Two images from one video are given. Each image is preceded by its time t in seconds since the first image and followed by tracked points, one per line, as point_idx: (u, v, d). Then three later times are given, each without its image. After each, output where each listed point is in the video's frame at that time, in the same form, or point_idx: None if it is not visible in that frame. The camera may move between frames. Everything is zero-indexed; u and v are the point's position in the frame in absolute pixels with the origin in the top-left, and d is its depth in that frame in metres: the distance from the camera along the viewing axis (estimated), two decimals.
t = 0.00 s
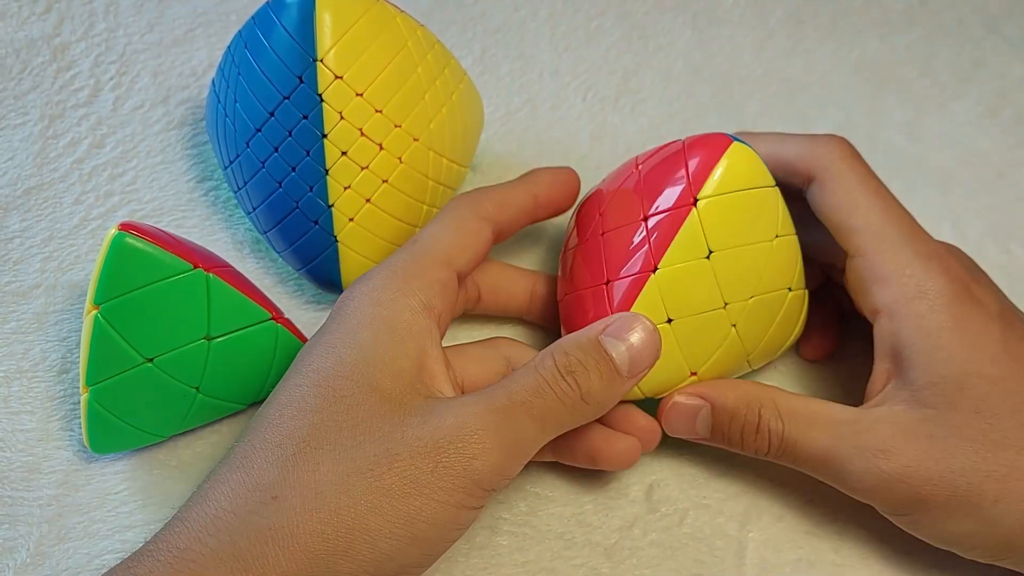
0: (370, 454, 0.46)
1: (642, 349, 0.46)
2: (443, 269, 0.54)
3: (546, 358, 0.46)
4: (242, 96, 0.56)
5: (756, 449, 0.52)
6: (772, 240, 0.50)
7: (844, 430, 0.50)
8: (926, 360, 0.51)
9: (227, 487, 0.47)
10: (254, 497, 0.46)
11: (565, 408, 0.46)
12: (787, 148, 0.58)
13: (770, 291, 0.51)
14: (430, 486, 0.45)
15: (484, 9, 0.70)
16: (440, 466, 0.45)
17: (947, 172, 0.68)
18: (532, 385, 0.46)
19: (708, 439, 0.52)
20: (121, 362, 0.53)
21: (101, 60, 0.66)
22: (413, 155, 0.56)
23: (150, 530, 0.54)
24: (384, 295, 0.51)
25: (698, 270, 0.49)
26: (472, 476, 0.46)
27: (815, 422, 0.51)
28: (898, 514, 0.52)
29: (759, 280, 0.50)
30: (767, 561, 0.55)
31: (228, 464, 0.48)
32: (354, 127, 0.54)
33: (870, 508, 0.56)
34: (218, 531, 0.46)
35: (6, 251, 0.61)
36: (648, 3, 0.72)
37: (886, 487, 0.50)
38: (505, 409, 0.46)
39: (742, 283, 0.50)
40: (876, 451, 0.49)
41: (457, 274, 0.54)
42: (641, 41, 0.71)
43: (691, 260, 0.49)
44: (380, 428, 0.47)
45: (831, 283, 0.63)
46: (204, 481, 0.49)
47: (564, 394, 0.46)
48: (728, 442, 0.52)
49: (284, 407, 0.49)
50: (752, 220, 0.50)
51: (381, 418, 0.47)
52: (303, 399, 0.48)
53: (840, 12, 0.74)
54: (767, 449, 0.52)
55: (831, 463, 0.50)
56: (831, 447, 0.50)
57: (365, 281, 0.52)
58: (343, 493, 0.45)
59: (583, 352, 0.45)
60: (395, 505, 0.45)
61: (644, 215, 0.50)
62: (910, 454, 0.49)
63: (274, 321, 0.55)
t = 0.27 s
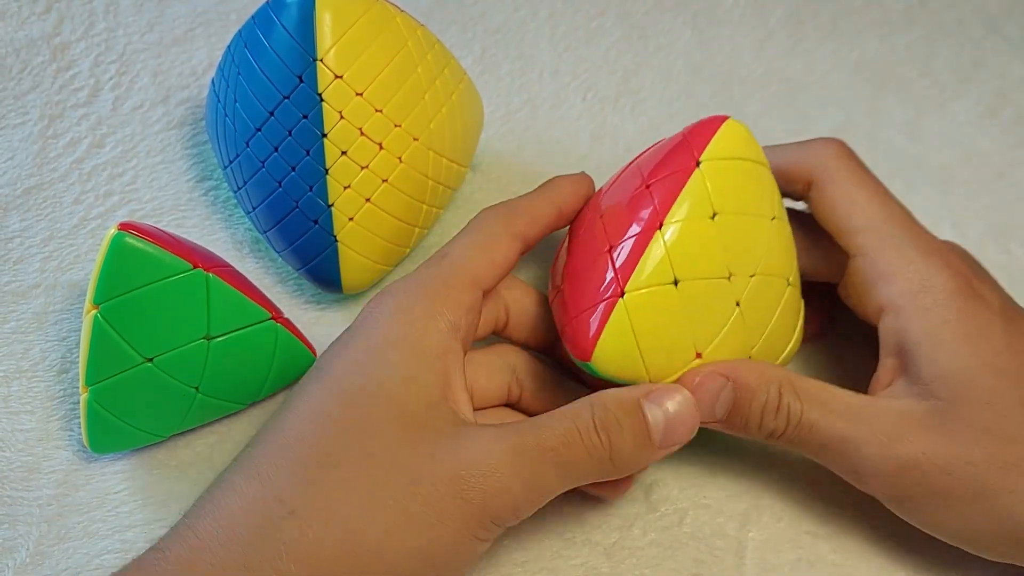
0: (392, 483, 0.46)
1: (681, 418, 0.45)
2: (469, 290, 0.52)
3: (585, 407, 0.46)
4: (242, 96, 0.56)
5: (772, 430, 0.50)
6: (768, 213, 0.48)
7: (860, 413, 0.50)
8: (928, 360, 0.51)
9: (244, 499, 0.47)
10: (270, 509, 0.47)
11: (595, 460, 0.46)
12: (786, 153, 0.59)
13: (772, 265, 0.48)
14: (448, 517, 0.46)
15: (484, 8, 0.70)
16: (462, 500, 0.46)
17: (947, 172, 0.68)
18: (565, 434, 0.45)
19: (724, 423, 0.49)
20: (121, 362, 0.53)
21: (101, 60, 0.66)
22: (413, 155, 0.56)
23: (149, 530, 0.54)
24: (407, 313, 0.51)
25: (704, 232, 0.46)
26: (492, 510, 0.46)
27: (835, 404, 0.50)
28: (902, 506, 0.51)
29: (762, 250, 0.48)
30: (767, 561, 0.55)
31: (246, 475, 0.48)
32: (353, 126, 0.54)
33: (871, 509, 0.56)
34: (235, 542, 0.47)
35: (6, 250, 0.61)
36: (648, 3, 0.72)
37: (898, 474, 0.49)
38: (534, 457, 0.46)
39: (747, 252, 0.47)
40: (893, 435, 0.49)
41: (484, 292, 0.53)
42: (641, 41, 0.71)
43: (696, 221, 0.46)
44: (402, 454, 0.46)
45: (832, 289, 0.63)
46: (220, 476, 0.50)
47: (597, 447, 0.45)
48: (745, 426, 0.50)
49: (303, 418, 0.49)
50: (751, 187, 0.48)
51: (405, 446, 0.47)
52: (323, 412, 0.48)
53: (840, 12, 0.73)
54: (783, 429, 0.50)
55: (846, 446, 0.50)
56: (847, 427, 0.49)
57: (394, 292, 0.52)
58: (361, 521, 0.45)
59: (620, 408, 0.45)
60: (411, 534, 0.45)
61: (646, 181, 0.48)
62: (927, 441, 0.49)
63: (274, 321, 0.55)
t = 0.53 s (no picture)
0: (430, 518, 0.45)
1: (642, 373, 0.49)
2: (486, 302, 0.50)
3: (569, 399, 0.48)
4: (241, 96, 0.56)
5: (806, 415, 0.51)
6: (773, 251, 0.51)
7: (902, 411, 0.50)
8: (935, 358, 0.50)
9: (276, 547, 0.45)
10: (312, 561, 0.45)
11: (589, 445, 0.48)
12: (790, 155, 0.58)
13: (760, 297, 0.51)
14: (490, 544, 0.46)
15: (484, 8, 0.70)
16: (498, 524, 0.46)
17: (946, 173, 0.68)
18: (565, 432, 0.47)
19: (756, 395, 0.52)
20: (121, 362, 0.53)
21: (100, 60, 0.66)
22: (413, 156, 0.56)
23: (149, 530, 0.54)
24: (418, 336, 0.48)
25: (702, 251, 0.49)
26: (526, 530, 0.47)
27: (876, 400, 0.50)
28: (965, 504, 0.51)
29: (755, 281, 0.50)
30: (767, 561, 0.55)
31: (274, 522, 0.46)
32: (353, 125, 0.54)
33: (870, 509, 0.56)
34: None
35: (5, 250, 0.61)
36: (648, 2, 0.72)
37: (942, 471, 0.50)
38: (548, 456, 0.47)
39: (739, 275, 0.50)
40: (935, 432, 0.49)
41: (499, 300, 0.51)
42: (641, 40, 0.71)
43: (701, 234, 0.49)
44: (438, 490, 0.46)
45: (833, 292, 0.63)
46: (240, 511, 0.49)
47: (591, 432, 0.48)
48: (778, 405, 0.52)
49: (329, 457, 0.47)
50: (768, 222, 0.50)
51: (440, 480, 0.46)
52: (345, 449, 0.47)
53: (840, 12, 0.73)
54: (816, 417, 0.51)
55: (890, 443, 0.50)
56: (890, 424, 0.49)
57: (403, 315, 0.49)
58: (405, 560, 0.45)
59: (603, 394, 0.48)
60: (459, 565, 0.45)
61: (668, 181, 0.51)
62: (966, 440, 0.49)
63: (274, 321, 0.55)
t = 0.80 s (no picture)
0: (446, 531, 0.45)
1: (618, 357, 0.50)
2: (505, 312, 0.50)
3: (552, 401, 0.49)
4: (242, 95, 0.56)
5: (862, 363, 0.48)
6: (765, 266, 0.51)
7: (967, 396, 0.46)
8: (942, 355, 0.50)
9: (296, 557, 0.44)
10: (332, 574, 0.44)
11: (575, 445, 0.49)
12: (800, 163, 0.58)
13: (746, 311, 0.51)
14: (498, 552, 0.47)
15: (485, 8, 0.70)
16: (506, 534, 0.47)
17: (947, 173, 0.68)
18: (555, 436, 0.48)
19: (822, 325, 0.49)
20: (121, 362, 0.53)
21: (100, 59, 0.66)
22: (413, 155, 0.56)
23: (149, 529, 0.54)
24: (439, 346, 0.48)
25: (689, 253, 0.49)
26: (531, 535, 0.48)
27: (941, 375, 0.46)
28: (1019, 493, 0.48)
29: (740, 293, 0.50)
30: (767, 560, 0.55)
31: (291, 531, 0.45)
32: (353, 125, 0.54)
33: (870, 509, 0.56)
34: None
35: (5, 249, 0.61)
36: (648, 2, 0.72)
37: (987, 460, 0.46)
38: (546, 464, 0.48)
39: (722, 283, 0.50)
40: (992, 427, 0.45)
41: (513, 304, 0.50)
42: (641, 40, 0.71)
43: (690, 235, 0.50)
44: (453, 505, 0.46)
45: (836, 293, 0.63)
46: (251, 512, 0.48)
47: (576, 432, 0.49)
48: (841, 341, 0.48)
49: (345, 466, 0.46)
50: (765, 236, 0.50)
51: (456, 492, 0.46)
52: (364, 460, 0.46)
53: (840, 12, 0.73)
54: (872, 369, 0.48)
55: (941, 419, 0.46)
56: (950, 402, 0.46)
57: (426, 325, 0.49)
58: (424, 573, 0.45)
59: (583, 392, 0.49)
60: None
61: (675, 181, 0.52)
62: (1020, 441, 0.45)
63: (274, 321, 0.55)
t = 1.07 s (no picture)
0: (454, 537, 0.46)
1: (622, 357, 0.50)
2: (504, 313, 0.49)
3: (552, 400, 0.48)
4: (241, 94, 0.56)
5: (810, 390, 0.51)
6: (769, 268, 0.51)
7: (902, 389, 0.50)
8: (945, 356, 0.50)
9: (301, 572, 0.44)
10: None
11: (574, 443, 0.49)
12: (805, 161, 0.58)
13: (747, 309, 0.51)
14: (504, 554, 0.47)
15: (485, 8, 0.70)
16: (512, 536, 0.47)
17: (947, 173, 0.68)
18: (559, 438, 0.48)
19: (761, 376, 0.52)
20: (121, 362, 0.53)
21: (100, 59, 0.66)
22: (413, 155, 0.56)
23: (149, 529, 0.54)
24: (436, 353, 0.47)
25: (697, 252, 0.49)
26: (535, 534, 0.48)
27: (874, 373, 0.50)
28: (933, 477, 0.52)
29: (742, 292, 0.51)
30: (767, 560, 0.55)
31: (294, 547, 0.45)
32: (353, 124, 0.54)
33: (869, 509, 0.56)
34: None
35: (5, 249, 0.61)
36: (648, 2, 0.72)
37: (931, 446, 0.50)
38: (548, 465, 0.48)
39: (726, 280, 0.50)
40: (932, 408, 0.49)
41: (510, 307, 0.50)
42: (641, 40, 0.71)
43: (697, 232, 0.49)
44: (459, 510, 0.46)
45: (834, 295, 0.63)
46: (252, 528, 0.48)
47: (576, 429, 0.49)
48: (780, 383, 0.52)
49: (343, 477, 0.46)
50: (768, 234, 0.50)
51: (461, 498, 0.46)
52: (366, 471, 0.46)
53: (840, 11, 0.73)
54: (820, 390, 0.51)
55: (884, 414, 0.50)
56: (885, 398, 0.50)
57: (418, 334, 0.48)
58: None
59: (583, 389, 0.49)
60: None
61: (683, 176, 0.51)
62: (952, 419, 0.49)
63: (274, 321, 0.55)
